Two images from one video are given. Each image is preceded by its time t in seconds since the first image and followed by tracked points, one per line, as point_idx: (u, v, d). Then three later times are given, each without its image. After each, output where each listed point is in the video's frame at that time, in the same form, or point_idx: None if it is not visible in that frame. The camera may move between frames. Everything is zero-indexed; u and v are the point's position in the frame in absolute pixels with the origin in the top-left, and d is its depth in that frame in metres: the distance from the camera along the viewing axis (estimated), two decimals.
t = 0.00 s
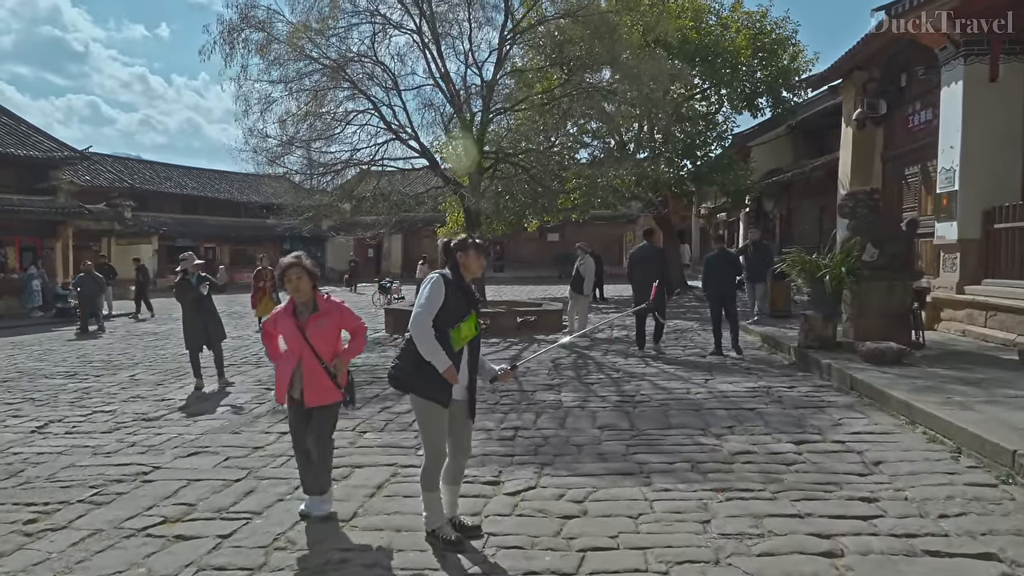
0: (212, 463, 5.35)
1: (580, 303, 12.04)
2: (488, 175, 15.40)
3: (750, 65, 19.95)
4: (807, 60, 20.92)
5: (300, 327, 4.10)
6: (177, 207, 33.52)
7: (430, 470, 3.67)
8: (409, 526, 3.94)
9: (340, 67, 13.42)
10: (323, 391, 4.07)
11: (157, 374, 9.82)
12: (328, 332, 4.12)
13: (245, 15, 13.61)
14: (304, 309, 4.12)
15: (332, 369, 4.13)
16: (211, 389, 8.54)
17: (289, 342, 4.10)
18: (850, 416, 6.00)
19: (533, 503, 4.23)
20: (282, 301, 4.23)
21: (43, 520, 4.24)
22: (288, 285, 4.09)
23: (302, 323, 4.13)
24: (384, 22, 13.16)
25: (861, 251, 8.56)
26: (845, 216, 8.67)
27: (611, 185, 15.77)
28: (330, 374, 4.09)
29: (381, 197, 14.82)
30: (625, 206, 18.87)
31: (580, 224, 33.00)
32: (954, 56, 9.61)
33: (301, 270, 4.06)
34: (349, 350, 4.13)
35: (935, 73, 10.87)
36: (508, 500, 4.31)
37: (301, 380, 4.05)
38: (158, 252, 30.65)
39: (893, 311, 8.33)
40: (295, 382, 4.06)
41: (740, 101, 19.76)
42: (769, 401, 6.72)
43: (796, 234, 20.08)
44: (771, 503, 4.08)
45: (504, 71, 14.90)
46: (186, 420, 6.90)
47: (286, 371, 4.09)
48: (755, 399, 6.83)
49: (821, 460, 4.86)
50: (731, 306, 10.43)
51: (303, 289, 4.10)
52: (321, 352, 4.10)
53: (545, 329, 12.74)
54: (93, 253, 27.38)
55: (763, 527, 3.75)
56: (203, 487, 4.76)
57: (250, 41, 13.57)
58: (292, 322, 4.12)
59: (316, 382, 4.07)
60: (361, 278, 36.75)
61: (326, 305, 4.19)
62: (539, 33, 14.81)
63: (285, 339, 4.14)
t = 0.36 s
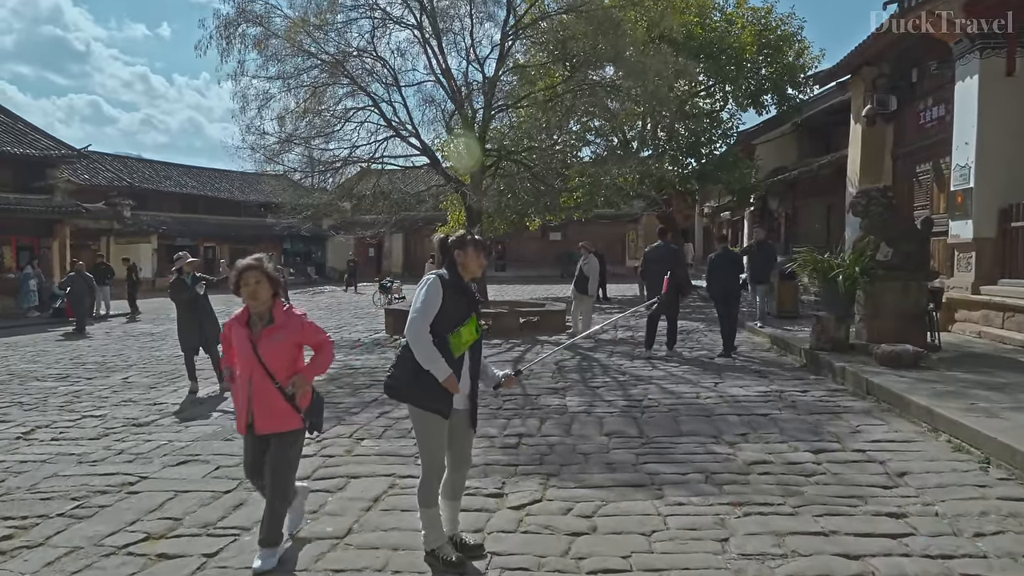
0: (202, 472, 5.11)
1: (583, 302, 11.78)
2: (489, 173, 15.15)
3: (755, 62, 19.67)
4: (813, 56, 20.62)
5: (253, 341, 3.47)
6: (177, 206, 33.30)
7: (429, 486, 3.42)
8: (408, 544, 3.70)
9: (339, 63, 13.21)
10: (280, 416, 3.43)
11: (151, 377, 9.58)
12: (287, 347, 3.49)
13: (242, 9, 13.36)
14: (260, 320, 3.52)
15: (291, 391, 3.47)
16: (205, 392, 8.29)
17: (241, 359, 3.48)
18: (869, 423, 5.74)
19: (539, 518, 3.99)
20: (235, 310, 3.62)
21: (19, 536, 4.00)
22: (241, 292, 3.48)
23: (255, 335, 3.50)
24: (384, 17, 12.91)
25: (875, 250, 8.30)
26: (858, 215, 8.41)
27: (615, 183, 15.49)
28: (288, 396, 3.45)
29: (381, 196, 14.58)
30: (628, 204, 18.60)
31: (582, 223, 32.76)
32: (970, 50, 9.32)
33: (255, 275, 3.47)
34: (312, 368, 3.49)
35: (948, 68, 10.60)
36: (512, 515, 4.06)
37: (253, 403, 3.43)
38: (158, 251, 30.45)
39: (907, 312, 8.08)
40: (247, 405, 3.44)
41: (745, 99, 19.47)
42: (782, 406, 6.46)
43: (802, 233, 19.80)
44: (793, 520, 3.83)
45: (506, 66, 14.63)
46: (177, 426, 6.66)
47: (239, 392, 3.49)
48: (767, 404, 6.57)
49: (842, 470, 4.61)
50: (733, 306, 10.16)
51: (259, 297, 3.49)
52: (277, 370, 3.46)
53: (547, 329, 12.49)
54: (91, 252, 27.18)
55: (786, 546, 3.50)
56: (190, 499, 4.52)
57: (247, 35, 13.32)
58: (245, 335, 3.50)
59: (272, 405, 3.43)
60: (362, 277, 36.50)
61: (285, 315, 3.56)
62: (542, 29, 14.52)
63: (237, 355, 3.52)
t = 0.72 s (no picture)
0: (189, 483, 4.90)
1: (586, 304, 11.57)
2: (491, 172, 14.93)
3: (760, 60, 19.44)
4: (817, 54, 20.37)
5: (185, 359, 2.78)
6: (176, 206, 33.15)
7: (430, 504, 3.20)
8: (404, 564, 3.49)
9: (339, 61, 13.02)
10: (216, 451, 2.75)
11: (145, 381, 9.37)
12: (228, 368, 2.78)
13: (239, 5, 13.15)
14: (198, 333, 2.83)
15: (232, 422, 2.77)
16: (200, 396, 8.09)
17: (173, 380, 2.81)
18: (885, 431, 5.51)
19: (543, 535, 3.77)
20: (171, 318, 2.93)
21: None
22: (175, 298, 2.79)
23: (189, 352, 2.80)
24: (385, 14, 12.70)
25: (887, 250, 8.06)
26: (870, 214, 8.18)
27: (618, 181, 15.24)
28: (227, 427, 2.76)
29: (381, 195, 14.42)
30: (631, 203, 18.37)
31: (584, 223, 32.57)
32: (982, 45, 9.08)
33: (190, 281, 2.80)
34: (258, 395, 2.78)
35: (960, 63, 10.36)
36: (515, 531, 3.84)
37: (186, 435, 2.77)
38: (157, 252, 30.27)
39: (921, 314, 7.86)
40: (178, 436, 2.77)
41: (749, 97, 19.23)
42: (794, 412, 6.23)
43: (807, 233, 19.56)
44: (813, 537, 3.60)
45: (507, 65, 14.38)
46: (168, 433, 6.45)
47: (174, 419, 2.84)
48: (779, 410, 6.34)
49: (862, 482, 4.38)
50: (735, 309, 9.94)
51: (195, 306, 2.79)
52: (213, 396, 2.77)
53: (549, 331, 12.28)
54: (89, 253, 27.01)
55: (808, 568, 3.27)
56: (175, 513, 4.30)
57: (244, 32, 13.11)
58: (176, 351, 2.80)
59: (208, 436, 2.75)
60: (362, 278, 36.32)
61: (227, 329, 2.84)
62: (544, 26, 14.26)
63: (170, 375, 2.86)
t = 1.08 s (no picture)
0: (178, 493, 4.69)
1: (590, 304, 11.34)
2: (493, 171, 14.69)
3: (764, 57, 19.19)
4: (823, 52, 20.12)
5: (92, 383, 2.31)
6: (175, 205, 32.92)
7: (433, 521, 2.99)
8: None
9: (338, 58, 12.81)
10: (130, 492, 2.32)
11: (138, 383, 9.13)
12: (149, 394, 2.35)
13: None
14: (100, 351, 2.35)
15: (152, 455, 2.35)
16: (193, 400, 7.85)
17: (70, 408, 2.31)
18: (905, 437, 5.28)
19: (550, 551, 3.55)
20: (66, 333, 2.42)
21: None
22: (76, 311, 2.30)
23: (97, 372, 2.33)
24: (384, 9, 12.46)
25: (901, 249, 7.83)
26: (883, 212, 7.95)
27: (620, 180, 15.00)
28: (147, 462, 2.34)
29: (380, 194, 14.20)
30: (634, 202, 18.13)
31: (585, 223, 32.32)
32: (998, 39, 8.86)
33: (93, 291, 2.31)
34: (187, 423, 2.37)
35: (973, 58, 10.13)
36: (521, 547, 3.61)
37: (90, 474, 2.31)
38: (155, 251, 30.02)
39: (936, 315, 7.65)
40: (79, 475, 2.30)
41: (753, 95, 18.99)
42: (809, 417, 5.99)
43: (813, 233, 19.33)
44: (838, 555, 3.37)
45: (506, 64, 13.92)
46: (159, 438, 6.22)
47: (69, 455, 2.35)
48: (792, 415, 6.10)
49: (886, 493, 4.14)
50: (749, 313, 9.81)
51: (104, 321, 2.32)
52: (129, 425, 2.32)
53: (552, 332, 12.05)
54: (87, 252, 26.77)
55: None
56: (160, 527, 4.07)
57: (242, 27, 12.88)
58: (79, 373, 2.31)
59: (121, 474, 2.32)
60: (362, 278, 36.07)
61: (145, 343, 2.39)
62: (545, 22, 13.90)
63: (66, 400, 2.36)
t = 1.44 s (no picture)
0: (143, 513, 4.43)
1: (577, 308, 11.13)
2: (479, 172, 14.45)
3: (752, 58, 19.09)
4: (811, 53, 20.04)
5: None
6: (157, 207, 32.45)
7: (416, 553, 2.77)
8: None
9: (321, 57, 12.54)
10: None
11: (111, 391, 8.82)
12: (26, 459, 1.85)
13: None
14: None
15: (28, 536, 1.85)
16: (167, 409, 7.56)
17: None
18: (904, 447, 5.09)
19: None
20: None
21: None
22: None
23: None
24: (369, 7, 12.21)
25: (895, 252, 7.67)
26: (877, 214, 7.81)
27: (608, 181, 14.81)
28: (25, 546, 1.85)
29: (364, 195, 13.95)
30: (621, 203, 17.95)
31: (572, 225, 32.15)
32: (991, 38, 8.77)
33: None
34: (71, 497, 1.86)
35: (964, 58, 10.03)
36: (505, 572, 3.39)
37: None
38: (136, 254, 29.53)
39: (931, 319, 7.51)
40: None
41: (741, 96, 18.87)
42: (803, 426, 5.80)
43: (801, 235, 19.25)
44: None
45: (494, 63, 13.77)
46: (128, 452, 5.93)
47: None
48: (786, 424, 5.91)
49: (888, 509, 3.94)
50: (739, 313, 9.59)
51: None
52: None
53: (540, 336, 11.84)
54: (66, 254, 26.27)
55: None
56: (120, 553, 3.80)
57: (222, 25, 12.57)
58: None
59: None
60: (347, 280, 35.72)
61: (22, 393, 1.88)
62: (533, 21, 13.66)
63: None
